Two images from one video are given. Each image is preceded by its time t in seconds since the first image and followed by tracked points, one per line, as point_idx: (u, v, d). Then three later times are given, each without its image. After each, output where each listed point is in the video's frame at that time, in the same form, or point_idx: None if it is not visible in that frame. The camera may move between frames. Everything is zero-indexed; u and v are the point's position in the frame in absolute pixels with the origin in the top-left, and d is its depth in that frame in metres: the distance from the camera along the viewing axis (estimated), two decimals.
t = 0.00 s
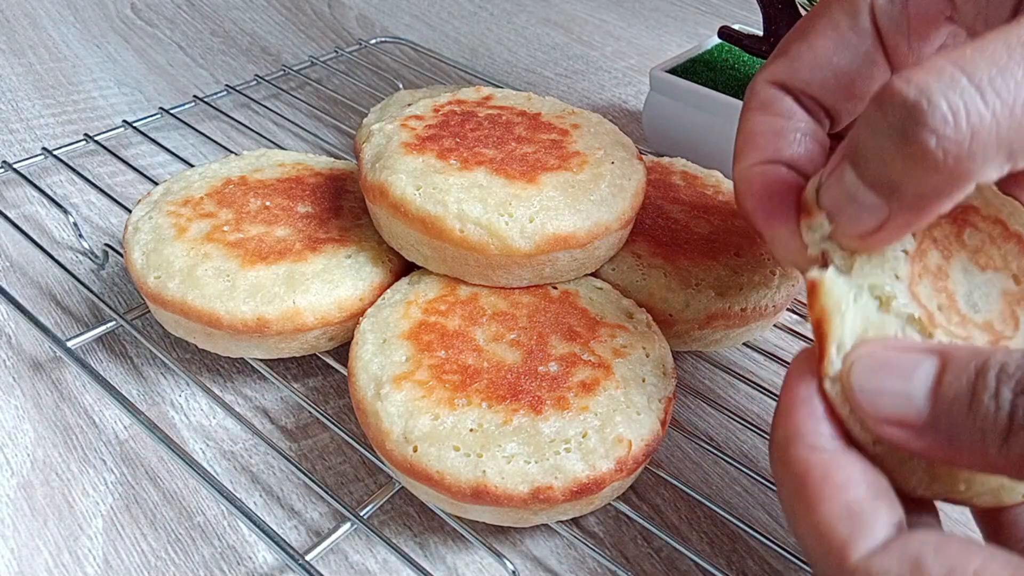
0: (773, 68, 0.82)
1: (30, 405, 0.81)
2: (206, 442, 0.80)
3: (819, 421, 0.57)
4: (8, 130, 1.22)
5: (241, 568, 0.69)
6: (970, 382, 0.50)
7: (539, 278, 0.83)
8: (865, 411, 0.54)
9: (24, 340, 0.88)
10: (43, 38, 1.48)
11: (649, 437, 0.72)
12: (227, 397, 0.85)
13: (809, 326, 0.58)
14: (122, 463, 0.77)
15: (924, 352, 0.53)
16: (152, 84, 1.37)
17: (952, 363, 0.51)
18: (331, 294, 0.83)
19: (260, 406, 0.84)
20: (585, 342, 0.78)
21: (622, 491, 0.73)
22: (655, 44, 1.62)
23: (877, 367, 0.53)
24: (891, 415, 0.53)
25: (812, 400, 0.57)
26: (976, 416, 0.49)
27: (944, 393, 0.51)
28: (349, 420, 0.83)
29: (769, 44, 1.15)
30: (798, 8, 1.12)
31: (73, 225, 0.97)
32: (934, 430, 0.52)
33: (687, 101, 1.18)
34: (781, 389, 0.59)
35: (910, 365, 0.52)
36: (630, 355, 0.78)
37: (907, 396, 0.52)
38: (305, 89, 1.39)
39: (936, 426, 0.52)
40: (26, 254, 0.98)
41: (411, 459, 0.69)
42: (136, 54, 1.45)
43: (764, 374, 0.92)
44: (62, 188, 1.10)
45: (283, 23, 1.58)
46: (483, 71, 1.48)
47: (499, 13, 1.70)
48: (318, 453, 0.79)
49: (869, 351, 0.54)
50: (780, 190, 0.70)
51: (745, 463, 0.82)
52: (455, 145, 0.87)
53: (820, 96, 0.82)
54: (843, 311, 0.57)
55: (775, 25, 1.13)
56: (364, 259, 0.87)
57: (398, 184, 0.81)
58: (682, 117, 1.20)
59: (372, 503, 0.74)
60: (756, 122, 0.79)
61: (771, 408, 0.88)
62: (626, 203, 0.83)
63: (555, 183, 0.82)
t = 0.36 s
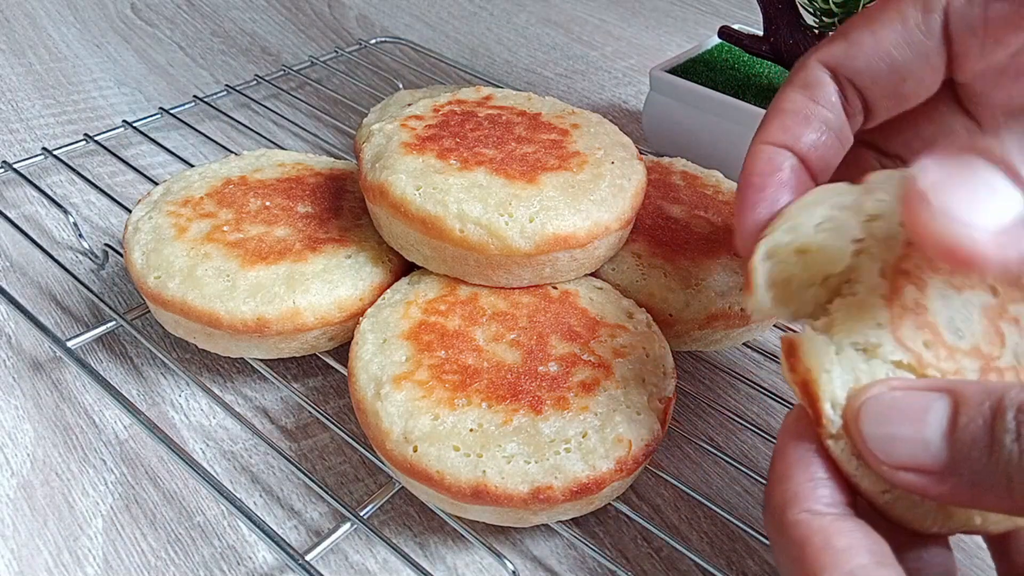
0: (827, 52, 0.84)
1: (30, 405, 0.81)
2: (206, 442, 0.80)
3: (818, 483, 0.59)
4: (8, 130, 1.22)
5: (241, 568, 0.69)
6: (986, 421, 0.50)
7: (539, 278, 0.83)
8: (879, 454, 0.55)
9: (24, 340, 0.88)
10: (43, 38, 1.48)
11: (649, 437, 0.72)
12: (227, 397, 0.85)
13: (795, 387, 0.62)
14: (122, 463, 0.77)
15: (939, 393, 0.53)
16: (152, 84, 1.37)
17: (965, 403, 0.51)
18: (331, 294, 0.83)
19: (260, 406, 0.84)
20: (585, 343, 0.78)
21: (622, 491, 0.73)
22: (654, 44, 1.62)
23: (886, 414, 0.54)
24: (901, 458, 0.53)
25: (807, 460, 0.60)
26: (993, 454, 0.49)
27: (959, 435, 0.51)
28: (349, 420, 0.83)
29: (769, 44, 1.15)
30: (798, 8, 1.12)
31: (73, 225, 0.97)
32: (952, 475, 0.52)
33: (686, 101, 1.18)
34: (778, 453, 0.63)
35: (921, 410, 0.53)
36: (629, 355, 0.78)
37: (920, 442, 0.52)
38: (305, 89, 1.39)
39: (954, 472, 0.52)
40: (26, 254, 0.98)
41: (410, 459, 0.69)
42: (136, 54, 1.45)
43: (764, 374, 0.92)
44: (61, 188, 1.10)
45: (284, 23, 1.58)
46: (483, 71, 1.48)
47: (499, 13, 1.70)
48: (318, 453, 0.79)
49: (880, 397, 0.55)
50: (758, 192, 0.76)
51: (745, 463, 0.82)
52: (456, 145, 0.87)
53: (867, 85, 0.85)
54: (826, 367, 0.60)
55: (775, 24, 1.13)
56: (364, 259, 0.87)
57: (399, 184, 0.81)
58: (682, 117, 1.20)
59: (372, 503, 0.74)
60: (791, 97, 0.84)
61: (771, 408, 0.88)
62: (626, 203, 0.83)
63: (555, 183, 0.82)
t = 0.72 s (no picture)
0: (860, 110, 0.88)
1: (30, 405, 0.81)
2: (206, 442, 0.80)
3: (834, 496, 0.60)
4: (8, 130, 1.22)
5: (241, 568, 0.69)
6: (1006, 426, 0.50)
7: (539, 278, 0.83)
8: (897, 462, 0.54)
9: (24, 340, 0.88)
10: (43, 38, 1.48)
11: (649, 437, 0.72)
12: (227, 397, 0.85)
13: (801, 393, 0.59)
14: (122, 464, 0.77)
15: (954, 396, 0.52)
16: (152, 84, 1.37)
17: (984, 406, 0.51)
18: (331, 294, 0.83)
19: (260, 407, 0.84)
20: (585, 343, 0.78)
21: (622, 491, 0.73)
22: (654, 43, 1.62)
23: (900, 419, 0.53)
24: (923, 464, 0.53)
25: (819, 472, 0.61)
26: (1017, 461, 0.49)
27: (979, 440, 0.51)
28: (349, 420, 0.83)
29: (769, 44, 1.14)
30: (798, 8, 1.12)
31: (73, 225, 0.97)
32: (973, 483, 0.52)
33: (687, 101, 1.18)
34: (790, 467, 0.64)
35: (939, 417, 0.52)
36: (629, 355, 0.78)
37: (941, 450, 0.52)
38: (305, 89, 1.39)
39: (976, 478, 0.52)
40: (26, 254, 0.98)
41: (410, 459, 0.69)
42: (136, 54, 1.45)
43: (765, 374, 0.92)
44: (61, 188, 1.10)
45: (284, 23, 1.58)
46: (483, 71, 1.48)
47: (499, 13, 1.69)
48: (318, 453, 0.79)
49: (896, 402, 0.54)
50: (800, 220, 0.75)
51: (745, 463, 0.82)
52: (455, 145, 0.87)
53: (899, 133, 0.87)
54: (829, 370, 0.57)
55: (775, 25, 1.12)
56: (364, 259, 0.87)
57: (399, 184, 0.81)
58: (682, 117, 1.20)
59: (372, 503, 0.74)
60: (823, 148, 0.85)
61: (771, 409, 0.88)
62: (625, 203, 0.83)
63: (554, 183, 0.82)
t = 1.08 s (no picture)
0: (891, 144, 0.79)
1: (30, 405, 0.81)
2: (206, 442, 0.80)
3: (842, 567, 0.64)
4: (8, 130, 1.22)
5: (241, 568, 0.69)
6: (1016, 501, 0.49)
7: (539, 278, 0.83)
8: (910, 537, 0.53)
9: (24, 340, 0.88)
10: (43, 38, 1.48)
11: (649, 437, 0.72)
12: (227, 396, 0.85)
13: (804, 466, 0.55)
14: (122, 464, 0.77)
15: (959, 468, 0.51)
16: (152, 84, 1.37)
17: (992, 482, 0.50)
18: (331, 294, 0.83)
19: (260, 406, 0.84)
20: (585, 342, 0.78)
21: (622, 491, 0.73)
22: (654, 44, 1.62)
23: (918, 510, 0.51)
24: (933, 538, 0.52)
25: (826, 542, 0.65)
26: None
27: (989, 513, 0.50)
28: (349, 420, 0.83)
29: (768, 44, 1.15)
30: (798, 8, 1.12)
31: (73, 225, 0.97)
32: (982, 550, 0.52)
33: (687, 101, 1.18)
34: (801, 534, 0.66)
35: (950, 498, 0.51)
36: (630, 355, 0.78)
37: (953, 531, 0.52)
38: (305, 89, 1.39)
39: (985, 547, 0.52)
40: (26, 254, 0.98)
41: (410, 459, 0.69)
42: (136, 54, 1.45)
43: (765, 374, 0.92)
44: (61, 188, 1.10)
45: (284, 23, 1.58)
46: (483, 71, 1.48)
47: (499, 13, 1.70)
48: (318, 453, 0.79)
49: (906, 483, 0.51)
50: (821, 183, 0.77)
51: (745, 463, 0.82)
52: (456, 145, 0.87)
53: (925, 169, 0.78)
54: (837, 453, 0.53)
55: (775, 25, 1.13)
56: (364, 259, 0.87)
57: (399, 184, 0.81)
58: (682, 117, 1.20)
59: (372, 503, 0.74)
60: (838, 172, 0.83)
61: (771, 408, 0.88)
62: (625, 203, 0.83)
63: (554, 183, 0.82)
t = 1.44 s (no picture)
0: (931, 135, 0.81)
1: (30, 405, 0.81)
2: (206, 442, 0.80)
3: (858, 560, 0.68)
4: (8, 130, 1.22)
5: (241, 568, 0.69)
6: None
7: (539, 278, 0.83)
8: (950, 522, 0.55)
9: (24, 340, 0.88)
10: (43, 38, 1.48)
11: (649, 437, 0.72)
12: (227, 397, 0.85)
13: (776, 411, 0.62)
14: (122, 464, 0.77)
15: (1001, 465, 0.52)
16: (152, 84, 1.37)
17: None
18: (331, 294, 0.83)
19: (260, 406, 0.84)
20: (585, 342, 0.78)
21: (622, 491, 0.73)
22: (654, 43, 1.62)
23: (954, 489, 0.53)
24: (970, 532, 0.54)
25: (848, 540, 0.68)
26: None
27: None
28: (349, 420, 0.83)
29: (769, 44, 1.14)
30: (798, 8, 1.12)
31: (73, 225, 0.97)
32: None
33: (687, 101, 1.18)
34: (838, 553, 0.69)
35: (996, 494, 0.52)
36: (629, 355, 0.78)
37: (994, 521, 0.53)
38: (305, 89, 1.39)
39: None
40: (26, 254, 0.98)
41: (411, 459, 0.69)
42: (136, 54, 1.45)
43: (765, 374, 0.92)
44: (61, 188, 1.10)
45: (284, 23, 1.58)
46: (483, 71, 1.48)
47: (499, 13, 1.69)
48: (318, 453, 0.79)
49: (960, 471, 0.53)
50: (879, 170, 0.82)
51: (745, 463, 0.82)
52: (456, 145, 0.87)
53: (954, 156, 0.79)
54: (793, 400, 0.61)
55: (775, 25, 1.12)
56: (364, 259, 0.87)
57: (399, 184, 0.81)
58: (682, 117, 1.20)
59: (372, 503, 0.74)
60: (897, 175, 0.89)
61: (771, 408, 0.88)
62: (625, 203, 0.83)
63: (554, 183, 0.82)
